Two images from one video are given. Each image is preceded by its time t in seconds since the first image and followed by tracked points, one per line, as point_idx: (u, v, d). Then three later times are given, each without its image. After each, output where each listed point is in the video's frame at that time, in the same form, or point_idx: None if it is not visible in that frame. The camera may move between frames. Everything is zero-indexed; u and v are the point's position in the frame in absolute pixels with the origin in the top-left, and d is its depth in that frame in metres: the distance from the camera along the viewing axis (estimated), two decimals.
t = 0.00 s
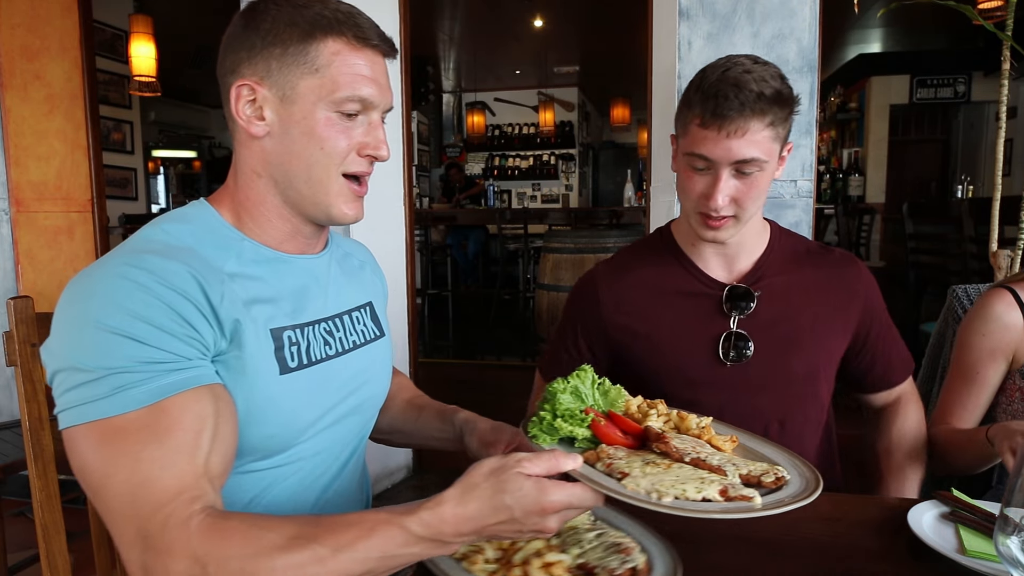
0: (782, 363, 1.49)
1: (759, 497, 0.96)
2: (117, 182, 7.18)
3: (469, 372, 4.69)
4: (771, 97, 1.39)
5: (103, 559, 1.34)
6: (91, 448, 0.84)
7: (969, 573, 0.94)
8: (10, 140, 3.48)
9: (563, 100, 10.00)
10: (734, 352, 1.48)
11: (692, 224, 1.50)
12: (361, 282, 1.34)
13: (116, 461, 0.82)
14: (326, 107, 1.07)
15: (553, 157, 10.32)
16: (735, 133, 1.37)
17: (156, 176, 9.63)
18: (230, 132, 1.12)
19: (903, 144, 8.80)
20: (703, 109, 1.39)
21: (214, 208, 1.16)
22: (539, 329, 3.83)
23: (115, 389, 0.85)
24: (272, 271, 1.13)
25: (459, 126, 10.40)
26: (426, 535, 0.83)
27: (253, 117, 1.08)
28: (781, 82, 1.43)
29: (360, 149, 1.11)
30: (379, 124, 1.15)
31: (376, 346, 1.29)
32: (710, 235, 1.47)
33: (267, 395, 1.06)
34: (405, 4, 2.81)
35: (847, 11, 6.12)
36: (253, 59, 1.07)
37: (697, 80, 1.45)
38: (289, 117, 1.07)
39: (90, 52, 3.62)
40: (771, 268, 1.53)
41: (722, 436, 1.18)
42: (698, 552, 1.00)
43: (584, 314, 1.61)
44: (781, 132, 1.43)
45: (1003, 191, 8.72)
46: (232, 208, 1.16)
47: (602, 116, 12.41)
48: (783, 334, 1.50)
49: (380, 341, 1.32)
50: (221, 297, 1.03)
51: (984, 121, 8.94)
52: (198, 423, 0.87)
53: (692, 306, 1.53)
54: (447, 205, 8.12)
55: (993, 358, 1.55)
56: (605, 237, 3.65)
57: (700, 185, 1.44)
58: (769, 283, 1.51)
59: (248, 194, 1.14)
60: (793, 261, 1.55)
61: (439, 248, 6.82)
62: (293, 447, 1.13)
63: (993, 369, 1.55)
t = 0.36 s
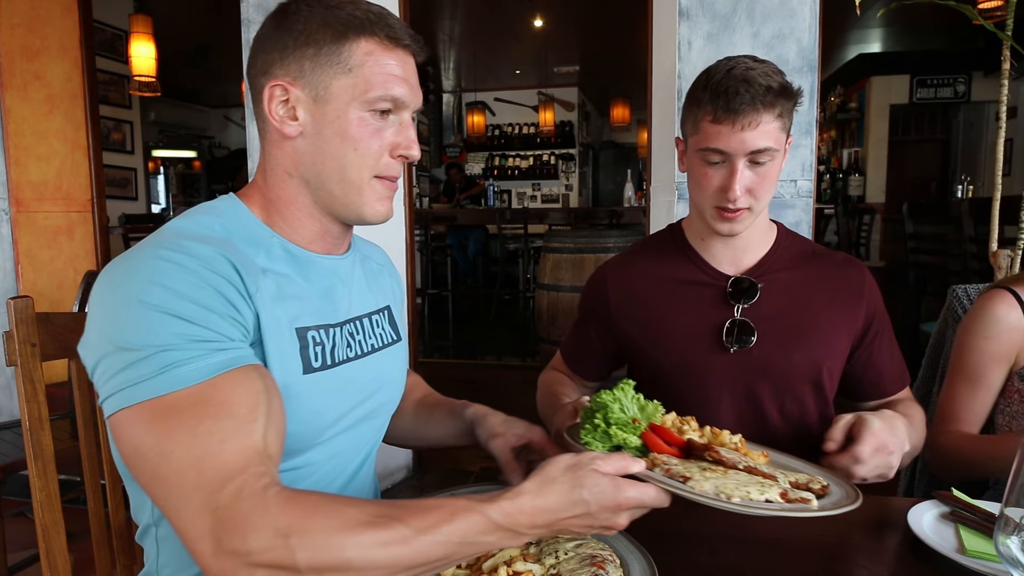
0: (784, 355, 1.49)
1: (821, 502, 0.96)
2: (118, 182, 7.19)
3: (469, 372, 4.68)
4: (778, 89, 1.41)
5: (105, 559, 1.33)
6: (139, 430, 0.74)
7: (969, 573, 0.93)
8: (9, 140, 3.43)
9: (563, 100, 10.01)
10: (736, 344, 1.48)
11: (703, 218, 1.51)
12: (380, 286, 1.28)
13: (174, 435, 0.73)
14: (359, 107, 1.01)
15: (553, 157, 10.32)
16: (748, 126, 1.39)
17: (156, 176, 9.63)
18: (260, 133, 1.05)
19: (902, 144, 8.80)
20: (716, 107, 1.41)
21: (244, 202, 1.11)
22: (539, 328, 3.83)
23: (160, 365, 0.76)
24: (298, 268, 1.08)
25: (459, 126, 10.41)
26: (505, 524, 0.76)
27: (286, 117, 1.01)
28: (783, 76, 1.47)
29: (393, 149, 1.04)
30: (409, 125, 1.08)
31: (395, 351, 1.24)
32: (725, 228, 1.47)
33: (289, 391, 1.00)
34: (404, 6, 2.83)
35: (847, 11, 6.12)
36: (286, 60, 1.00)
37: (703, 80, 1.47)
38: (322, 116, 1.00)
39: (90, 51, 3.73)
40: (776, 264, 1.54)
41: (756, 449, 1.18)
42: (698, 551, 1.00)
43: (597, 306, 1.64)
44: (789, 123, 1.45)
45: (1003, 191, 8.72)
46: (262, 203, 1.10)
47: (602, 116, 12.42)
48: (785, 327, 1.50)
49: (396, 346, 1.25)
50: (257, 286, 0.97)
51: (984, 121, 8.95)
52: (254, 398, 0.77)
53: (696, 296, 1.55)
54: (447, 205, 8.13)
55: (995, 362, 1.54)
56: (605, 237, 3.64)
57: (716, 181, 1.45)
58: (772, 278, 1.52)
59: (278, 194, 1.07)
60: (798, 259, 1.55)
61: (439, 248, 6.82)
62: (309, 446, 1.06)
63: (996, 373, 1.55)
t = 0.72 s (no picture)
0: (788, 356, 1.49)
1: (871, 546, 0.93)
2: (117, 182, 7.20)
3: (469, 373, 4.68)
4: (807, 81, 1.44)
5: (106, 560, 1.33)
6: (185, 417, 0.70)
7: (969, 573, 0.94)
8: (9, 140, 3.42)
9: (564, 100, 10.01)
10: (739, 341, 1.49)
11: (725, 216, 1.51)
12: (403, 291, 1.28)
13: (224, 417, 0.68)
14: (387, 105, 1.00)
15: (553, 157, 10.32)
16: (786, 115, 1.40)
17: (156, 176, 9.61)
18: (290, 131, 1.05)
19: (903, 144, 8.80)
20: (753, 98, 1.41)
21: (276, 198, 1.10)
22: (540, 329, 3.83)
23: (206, 348, 0.72)
24: (323, 267, 1.07)
25: (459, 126, 10.41)
26: (560, 533, 0.74)
27: (316, 117, 1.01)
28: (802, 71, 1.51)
29: (422, 147, 1.03)
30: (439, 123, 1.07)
31: (416, 355, 1.22)
32: (757, 225, 1.46)
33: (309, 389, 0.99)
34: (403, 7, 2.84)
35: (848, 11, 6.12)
36: (315, 60, 1.00)
37: (729, 75, 1.48)
38: (352, 115, 1.00)
39: (90, 52, 3.74)
40: (778, 265, 1.54)
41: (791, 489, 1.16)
42: (697, 551, 1.01)
43: (604, 305, 1.64)
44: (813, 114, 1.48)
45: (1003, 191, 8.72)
46: (293, 198, 1.10)
47: (602, 116, 12.43)
48: (788, 326, 1.50)
49: (417, 352, 1.24)
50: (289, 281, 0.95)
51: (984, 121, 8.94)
52: (299, 381, 0.73)
53: (702, 295, 1.55)
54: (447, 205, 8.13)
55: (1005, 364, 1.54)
56: (605, 237, 3.64)
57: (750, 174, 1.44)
58: (773, 275, 1.53)
59: (308, 192, 1.07)
60: (804, 260, 1.55)
61: (439, 247, 6.82)
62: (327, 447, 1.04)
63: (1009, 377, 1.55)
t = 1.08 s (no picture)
0: (788, 357, 1.49)
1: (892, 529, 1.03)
2: (117, 182, 7.20)
3: (469, 373, 4.68)
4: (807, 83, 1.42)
5: (106, 559, 1.33)
6: (198, 368, 0.67)
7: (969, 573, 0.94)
8: (9, 140, 3.44)
9: (563, 100, 10.01)
10: (740, 344, 1.49)
11: (722, 219, 1.52)
12: (415, 292, 1.27)
13: (252, 367, 0.65)
14: (402, 109, 0.98)
15: (553, 157, 10.31)
16: (780, 117, 1.39)
17: (156, 176, 9.60)
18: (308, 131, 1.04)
19: (902, 144, 8.80)
20: (747, 99, 1.40)
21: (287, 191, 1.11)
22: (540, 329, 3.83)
23: (229, 305, 0.70)
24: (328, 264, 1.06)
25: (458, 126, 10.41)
26: (598, 492, 0.73)
27: (331, 119, 1.00)
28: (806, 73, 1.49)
29: (437, 152, 1.01)
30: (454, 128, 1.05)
31: (427, 356, 1.21)
32: (751, 226, 1.47)
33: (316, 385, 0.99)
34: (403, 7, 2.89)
35: (847, 11, 6.12)
36: (333, 62, 0.99)
37: (728, 75, 1.47)
38: (365, 117, 0.99)
39: (90, 52, 3.73)
40: (781, 267, 1.54)
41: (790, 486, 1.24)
42: (698, 550, 1.00)
43: (603, 306, 1.64)
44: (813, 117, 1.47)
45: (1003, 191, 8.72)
46: (308, 192, 1.11)
47: (602, 116, 12.43)
48: (786, 327, 1.50)
49: (429, 354, 1.23)
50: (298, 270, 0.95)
51: (984, 121, 8.93)
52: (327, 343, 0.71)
53: (702, 295, 1.55)
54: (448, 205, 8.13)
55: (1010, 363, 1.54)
56: (605, 237, 3.65)
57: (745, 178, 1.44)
58: (774, 278, 1.52)
59: (323, 192, 1.07)
60: (804, 260, 1.55)
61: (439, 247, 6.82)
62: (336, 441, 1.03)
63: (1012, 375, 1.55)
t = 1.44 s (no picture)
0: (789, 358, 1.49)
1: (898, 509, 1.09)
2: (117, 182, 7.19)
3: (469, 373, 4.68)
4: (797, 98, 1.40)
5: (106, 559, 1.33)
6: (185, 375, 0.67)
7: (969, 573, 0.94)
8: (9, 140, 3.44)
9: (563, 100, 10.00)
10: (742, 345, 1.48)
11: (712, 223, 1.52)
12: (408, 287, 1.26)
13: (235, 367, 0.65)
14: (310, 106, 0.95)
15: (552, 157, 10.30)
16: (761, 134, 1.38)
17: (156, 176, 9.59)
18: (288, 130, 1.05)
19: (902, 144, 8.80)
20: (729, 113, 1.40)
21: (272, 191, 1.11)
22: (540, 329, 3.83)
23: (199, 306, 0.71)
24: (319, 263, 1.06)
25: (459, 126, 10.41)
26: (585, 468, 0.75)
27: (278, 111, 1.04)
28: (803, 83, 1.45)
29: (339, 154, 0.95)
30: (373, 127, 0.95)
31: (418, 352, 1.20)
32: (734, 232, 1.47)
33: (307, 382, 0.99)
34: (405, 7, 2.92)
35: (847, 11, 6.12)
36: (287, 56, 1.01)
37: (717, 84, 1.46)
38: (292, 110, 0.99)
39: (90, 51, 3.73)
40: (782, 267, 1.54)
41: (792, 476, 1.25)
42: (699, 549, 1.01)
43: (602, 306, 1.64)
44: (804, 131, 1.44)
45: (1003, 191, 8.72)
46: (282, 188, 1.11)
47: (602, 117, 12.43)
48: (786, 329, 1.50)
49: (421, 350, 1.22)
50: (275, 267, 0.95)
51: (984, 121, 8.93)
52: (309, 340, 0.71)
53: (703, 296, 1.55)
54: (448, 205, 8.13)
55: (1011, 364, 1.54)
56: (605, 237, 3.65)
57: (725, 188, 1.45)
58: (776, 281, 1.52)
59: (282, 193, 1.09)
60: (805, 259, 1.56)
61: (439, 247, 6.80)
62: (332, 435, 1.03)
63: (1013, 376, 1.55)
